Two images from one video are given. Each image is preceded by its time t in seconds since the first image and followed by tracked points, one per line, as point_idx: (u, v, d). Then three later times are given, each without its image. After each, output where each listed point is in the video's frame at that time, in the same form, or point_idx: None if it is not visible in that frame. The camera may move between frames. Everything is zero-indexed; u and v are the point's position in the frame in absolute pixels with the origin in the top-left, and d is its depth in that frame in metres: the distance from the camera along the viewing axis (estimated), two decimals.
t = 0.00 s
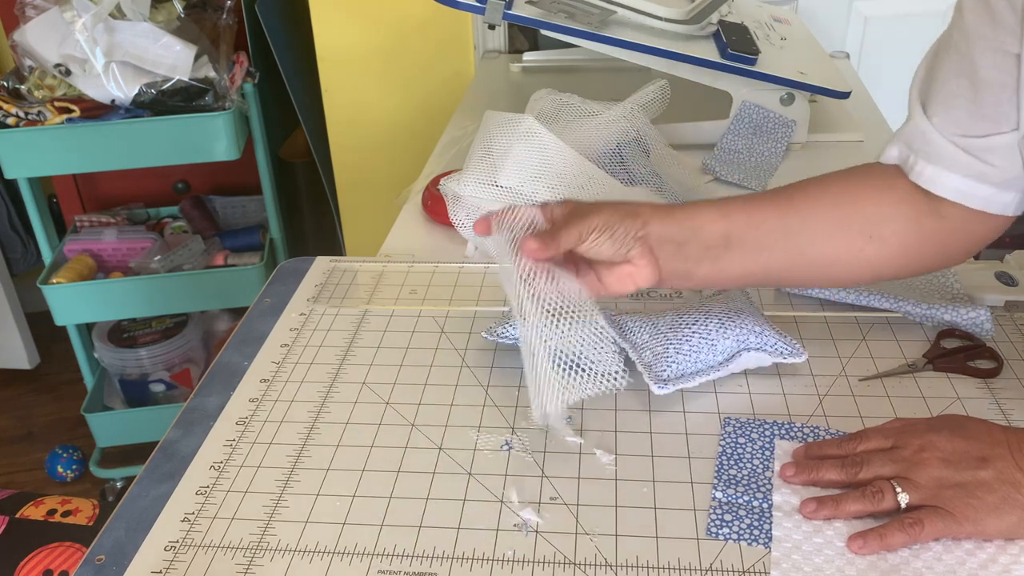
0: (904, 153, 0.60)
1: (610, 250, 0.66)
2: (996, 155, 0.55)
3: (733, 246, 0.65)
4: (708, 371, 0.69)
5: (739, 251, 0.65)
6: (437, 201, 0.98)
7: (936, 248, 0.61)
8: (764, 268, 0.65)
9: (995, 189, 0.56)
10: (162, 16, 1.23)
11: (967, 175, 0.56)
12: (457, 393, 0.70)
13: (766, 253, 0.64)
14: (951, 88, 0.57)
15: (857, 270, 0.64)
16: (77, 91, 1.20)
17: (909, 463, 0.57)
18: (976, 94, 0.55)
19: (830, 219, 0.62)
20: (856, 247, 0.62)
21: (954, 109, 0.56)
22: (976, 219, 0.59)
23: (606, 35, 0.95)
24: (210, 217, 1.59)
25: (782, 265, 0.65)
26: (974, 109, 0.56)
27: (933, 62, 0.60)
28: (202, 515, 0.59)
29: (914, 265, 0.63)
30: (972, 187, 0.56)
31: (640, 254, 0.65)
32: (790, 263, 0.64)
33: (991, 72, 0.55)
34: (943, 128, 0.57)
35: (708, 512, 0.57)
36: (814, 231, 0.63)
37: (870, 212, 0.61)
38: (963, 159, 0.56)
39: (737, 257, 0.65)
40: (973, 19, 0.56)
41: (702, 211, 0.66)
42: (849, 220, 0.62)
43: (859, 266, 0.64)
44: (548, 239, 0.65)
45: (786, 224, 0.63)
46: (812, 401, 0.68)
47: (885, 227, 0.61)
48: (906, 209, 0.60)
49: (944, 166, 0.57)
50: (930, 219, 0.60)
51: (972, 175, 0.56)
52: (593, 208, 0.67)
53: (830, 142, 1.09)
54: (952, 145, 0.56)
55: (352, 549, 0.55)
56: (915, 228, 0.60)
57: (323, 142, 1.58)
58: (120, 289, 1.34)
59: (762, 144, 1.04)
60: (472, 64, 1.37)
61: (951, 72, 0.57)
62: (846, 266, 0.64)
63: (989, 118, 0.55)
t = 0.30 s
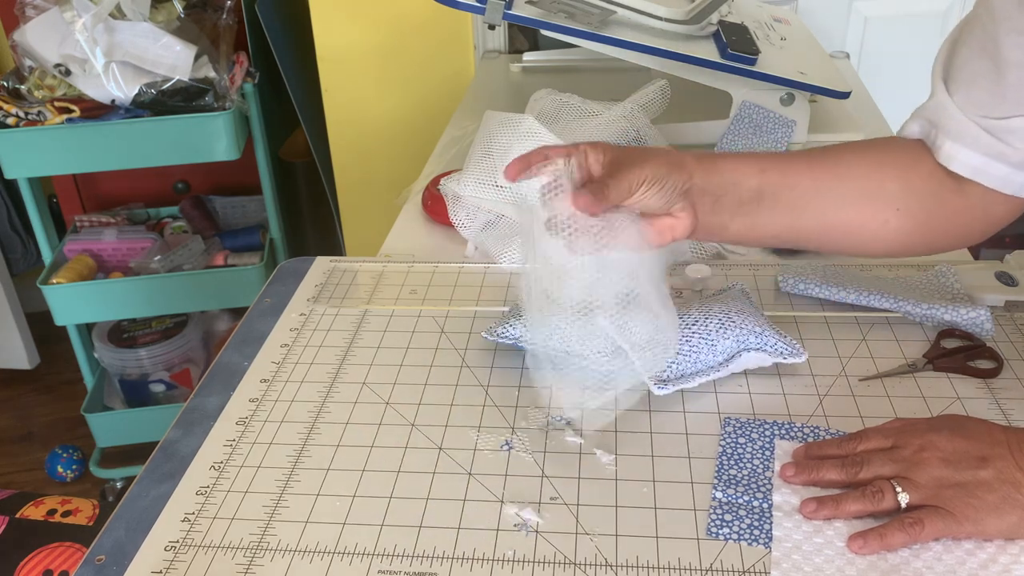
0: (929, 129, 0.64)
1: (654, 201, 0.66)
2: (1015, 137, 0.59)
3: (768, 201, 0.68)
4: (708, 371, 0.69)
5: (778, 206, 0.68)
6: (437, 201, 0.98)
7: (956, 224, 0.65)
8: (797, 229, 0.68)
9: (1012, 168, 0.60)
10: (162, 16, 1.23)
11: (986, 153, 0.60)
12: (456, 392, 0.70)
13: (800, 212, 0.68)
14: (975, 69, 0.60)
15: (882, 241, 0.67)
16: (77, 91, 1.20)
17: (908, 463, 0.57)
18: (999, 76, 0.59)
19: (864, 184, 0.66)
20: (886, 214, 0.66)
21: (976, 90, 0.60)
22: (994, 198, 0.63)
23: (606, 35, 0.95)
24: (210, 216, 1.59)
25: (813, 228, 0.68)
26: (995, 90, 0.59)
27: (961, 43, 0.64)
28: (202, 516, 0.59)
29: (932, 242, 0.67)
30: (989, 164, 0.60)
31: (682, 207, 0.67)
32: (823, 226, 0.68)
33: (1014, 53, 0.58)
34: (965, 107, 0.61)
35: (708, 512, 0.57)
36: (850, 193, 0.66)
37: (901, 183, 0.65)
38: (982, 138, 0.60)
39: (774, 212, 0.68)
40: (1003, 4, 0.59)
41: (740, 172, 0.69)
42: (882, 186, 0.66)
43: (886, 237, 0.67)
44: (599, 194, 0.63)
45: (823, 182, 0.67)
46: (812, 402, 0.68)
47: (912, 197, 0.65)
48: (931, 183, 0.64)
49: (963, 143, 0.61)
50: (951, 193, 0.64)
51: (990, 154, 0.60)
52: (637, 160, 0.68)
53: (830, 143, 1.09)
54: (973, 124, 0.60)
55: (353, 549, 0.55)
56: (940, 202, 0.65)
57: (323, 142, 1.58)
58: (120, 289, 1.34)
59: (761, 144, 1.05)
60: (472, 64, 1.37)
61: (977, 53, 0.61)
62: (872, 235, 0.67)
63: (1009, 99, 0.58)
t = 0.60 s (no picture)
0: (940, 120, 0.64)
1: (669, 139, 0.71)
2: None
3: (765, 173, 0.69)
4: (709, 370, 0.69)
5: (782, 178, 0.69)
6: (437, 201, 0.98)
7: (961, 215, 0.65)
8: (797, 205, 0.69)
9: None
10: (162, 16, 1.23)
11: (997, 147, 0.61)
12: (456, 392, 0.70)
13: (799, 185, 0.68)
14: (989, 62, 0.61)
15: (881, 222, 0.67)
16: (77, 91, 1.20)
17: (908, 463, 0.58)
18: (1011, 69, 0.59)
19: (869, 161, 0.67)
20: (887, 197, 0.66)
21: (990, 84, 0.60)
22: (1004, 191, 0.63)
23: (606, 35, 0.95)
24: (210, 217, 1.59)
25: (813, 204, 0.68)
26: (1008, 84, 0.59)
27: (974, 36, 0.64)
28: (202, 515, 0.59)
29: (936, 229, 0.67)
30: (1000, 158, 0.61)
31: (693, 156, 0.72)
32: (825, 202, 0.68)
33: None
34: (979, 101, 0.61)
35: (708, 512, 0.57)
36: (851, 169, 0.67)
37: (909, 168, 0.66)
38: (994, 131, 0.61)
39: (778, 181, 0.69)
40: None
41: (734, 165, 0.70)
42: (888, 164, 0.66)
43: (884, 219, 0.67)
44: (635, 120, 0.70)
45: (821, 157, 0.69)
46: (812, 402, 0.68)
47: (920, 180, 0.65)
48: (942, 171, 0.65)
49: (976, 136, 0.62)
50: (963, 178, 0.64)
51: (1001, 148, 0.61)
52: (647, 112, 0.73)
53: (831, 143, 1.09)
54: (985, 117, 0.61)
55: (353, 549, 0.55)
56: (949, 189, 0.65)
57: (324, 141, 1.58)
58: (120, 289, 1.34)
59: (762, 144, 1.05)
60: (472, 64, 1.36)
61: (990, 46, 0.61)
62: (869, 216, 0.67)
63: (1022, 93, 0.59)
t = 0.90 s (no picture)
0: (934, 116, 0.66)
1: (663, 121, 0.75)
2: (1004, 127, 0.60)
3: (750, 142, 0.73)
4: (709, 370, 0.69)
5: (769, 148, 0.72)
6: (437, 201, 0.98)
7: (939, 197, 0.67)
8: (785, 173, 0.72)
9: (1000, 159, 0.61)
10: (162, 16, 1.23)
11: (978, 143, 0.62)
12: (456, 392, 0.70)
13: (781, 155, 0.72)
14: (971, 60, 0.63)
15: (862, 196, 0.70)
16: (77, 91, 1.20)
17: (909, 463, 0.58)
18: (989, 66, 0.61)
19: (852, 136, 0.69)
20: (866, 172, 0.69)
21: (972, 80, 0.62)
22: (985, 185, 0.64)
23: (606, 35, 0.95)
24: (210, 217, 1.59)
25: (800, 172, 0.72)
26: (986, 80, 0.61)
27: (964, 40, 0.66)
28: (202, 516, 0.59)
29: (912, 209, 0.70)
30: (978, 154, 0.62)
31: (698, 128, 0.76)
32: (805, 171, 0.71)
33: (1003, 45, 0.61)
34: (963, 98, 0.63)
35: (708, 512, 0.57)
36: (831, 144, 0.70)
37: (889, 146, 0.68)
38: (968, 126, 0.62)
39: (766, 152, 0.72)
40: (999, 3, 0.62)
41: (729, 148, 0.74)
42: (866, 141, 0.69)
43: (863, 190, 0.70)
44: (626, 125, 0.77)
45: (807, 129, 0.71)
46: (812, 402, 0.68)
47: (896, 163, 0.68)
48: (926, 153, 0.66)
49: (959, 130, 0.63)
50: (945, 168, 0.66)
51: (978, 143, 0.62)
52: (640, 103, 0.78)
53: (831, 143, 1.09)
54: (963, 112, 0.63)
55: (352, 549, 0.55)
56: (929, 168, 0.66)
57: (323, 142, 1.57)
58: (120, 289, 1.34)
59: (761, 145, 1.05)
60: (472, 64, 1.37)
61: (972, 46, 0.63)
62: (848, 189, 0.70)
63: (999, 88, 0.60)
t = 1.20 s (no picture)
0: (920, 108, 0.70)
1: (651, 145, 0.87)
2: (988, 119, 0.64)
3: (731, 155, 0.84)
4: (710, 370, 0.69)
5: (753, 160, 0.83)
6: (437, 201, 0.98)
7: (908, 186, 0.74)
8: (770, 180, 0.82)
9: (980, 150, 0.65)
10: (162, 16, 1.23)
11: (958, 134, 0.66)
12: (456, 393, 0.70)
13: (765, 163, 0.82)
14: (960, 56, 0.67)
15: (841, 194, 0.79)
16: (77, 91, 1.20)
17: (908, 462, 0.58)
18: (976, 61, 0.65)
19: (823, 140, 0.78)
20: (842, 172, 0.77)
21: (958, 72, 0.67)
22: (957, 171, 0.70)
23: (605, 35, 0.95)
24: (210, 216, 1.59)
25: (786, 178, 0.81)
26: (972, 74, 0.65)
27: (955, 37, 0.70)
28: (201, 515, 0.59)
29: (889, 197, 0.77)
30: (960, 145, 0.67)
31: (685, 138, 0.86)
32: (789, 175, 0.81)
33: (990, 42, 0.64)
34: (950, 90, 0.67)
35: (708, 512, 0.57)
36: (810, 149, 0.79)
37: (857, 145, 0.76)
38: (952, 117, 0.67)
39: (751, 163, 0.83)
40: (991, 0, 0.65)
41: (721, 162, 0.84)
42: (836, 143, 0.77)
43: (840, 188, 0.78)
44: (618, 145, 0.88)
45: (784, 139, 0.81)
46: (812, 401, 0.68)
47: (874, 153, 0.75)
48: (899, 147, 0.73)
49: (945, 123, 0.67)
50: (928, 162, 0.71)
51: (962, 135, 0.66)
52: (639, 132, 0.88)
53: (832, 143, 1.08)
54: (949, 104, 0.67)
55: (352, 549, 0.55)
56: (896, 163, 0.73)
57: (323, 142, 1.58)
58: (120, 289, 1.34)
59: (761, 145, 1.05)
60: (472, 64, 1.37)
61: (963, 42, 0.67)
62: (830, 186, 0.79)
63: (985, 82, 0.65)
